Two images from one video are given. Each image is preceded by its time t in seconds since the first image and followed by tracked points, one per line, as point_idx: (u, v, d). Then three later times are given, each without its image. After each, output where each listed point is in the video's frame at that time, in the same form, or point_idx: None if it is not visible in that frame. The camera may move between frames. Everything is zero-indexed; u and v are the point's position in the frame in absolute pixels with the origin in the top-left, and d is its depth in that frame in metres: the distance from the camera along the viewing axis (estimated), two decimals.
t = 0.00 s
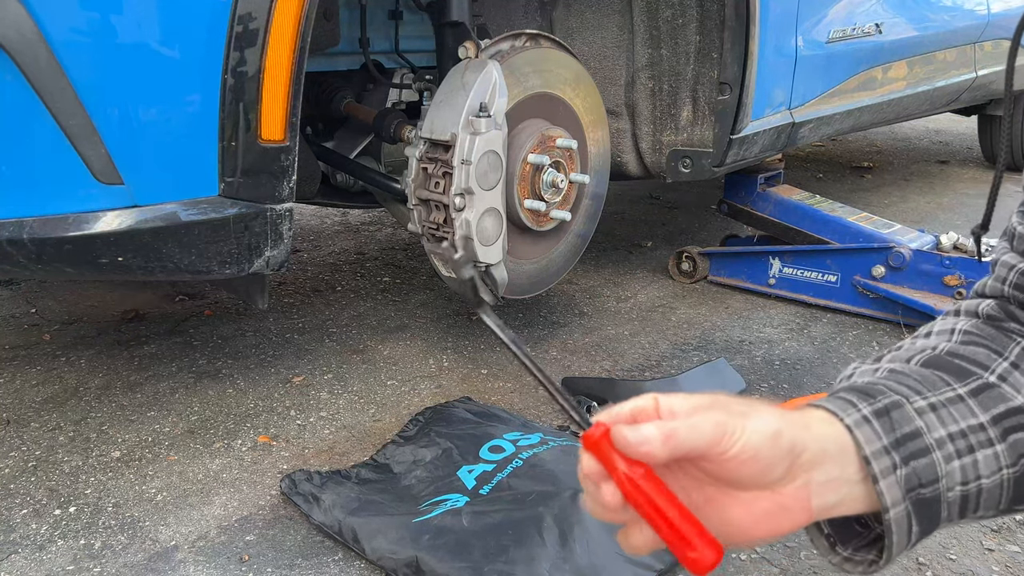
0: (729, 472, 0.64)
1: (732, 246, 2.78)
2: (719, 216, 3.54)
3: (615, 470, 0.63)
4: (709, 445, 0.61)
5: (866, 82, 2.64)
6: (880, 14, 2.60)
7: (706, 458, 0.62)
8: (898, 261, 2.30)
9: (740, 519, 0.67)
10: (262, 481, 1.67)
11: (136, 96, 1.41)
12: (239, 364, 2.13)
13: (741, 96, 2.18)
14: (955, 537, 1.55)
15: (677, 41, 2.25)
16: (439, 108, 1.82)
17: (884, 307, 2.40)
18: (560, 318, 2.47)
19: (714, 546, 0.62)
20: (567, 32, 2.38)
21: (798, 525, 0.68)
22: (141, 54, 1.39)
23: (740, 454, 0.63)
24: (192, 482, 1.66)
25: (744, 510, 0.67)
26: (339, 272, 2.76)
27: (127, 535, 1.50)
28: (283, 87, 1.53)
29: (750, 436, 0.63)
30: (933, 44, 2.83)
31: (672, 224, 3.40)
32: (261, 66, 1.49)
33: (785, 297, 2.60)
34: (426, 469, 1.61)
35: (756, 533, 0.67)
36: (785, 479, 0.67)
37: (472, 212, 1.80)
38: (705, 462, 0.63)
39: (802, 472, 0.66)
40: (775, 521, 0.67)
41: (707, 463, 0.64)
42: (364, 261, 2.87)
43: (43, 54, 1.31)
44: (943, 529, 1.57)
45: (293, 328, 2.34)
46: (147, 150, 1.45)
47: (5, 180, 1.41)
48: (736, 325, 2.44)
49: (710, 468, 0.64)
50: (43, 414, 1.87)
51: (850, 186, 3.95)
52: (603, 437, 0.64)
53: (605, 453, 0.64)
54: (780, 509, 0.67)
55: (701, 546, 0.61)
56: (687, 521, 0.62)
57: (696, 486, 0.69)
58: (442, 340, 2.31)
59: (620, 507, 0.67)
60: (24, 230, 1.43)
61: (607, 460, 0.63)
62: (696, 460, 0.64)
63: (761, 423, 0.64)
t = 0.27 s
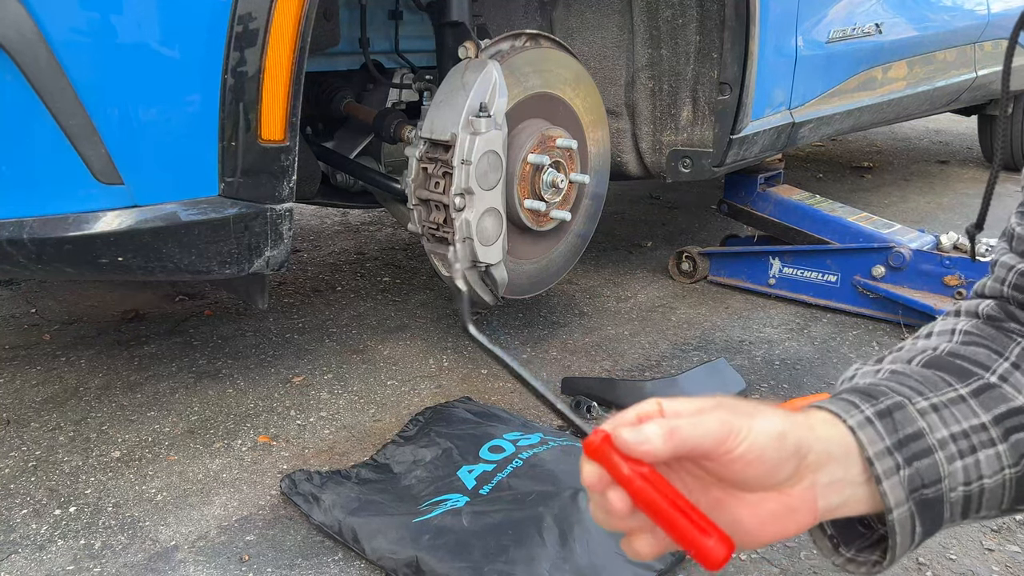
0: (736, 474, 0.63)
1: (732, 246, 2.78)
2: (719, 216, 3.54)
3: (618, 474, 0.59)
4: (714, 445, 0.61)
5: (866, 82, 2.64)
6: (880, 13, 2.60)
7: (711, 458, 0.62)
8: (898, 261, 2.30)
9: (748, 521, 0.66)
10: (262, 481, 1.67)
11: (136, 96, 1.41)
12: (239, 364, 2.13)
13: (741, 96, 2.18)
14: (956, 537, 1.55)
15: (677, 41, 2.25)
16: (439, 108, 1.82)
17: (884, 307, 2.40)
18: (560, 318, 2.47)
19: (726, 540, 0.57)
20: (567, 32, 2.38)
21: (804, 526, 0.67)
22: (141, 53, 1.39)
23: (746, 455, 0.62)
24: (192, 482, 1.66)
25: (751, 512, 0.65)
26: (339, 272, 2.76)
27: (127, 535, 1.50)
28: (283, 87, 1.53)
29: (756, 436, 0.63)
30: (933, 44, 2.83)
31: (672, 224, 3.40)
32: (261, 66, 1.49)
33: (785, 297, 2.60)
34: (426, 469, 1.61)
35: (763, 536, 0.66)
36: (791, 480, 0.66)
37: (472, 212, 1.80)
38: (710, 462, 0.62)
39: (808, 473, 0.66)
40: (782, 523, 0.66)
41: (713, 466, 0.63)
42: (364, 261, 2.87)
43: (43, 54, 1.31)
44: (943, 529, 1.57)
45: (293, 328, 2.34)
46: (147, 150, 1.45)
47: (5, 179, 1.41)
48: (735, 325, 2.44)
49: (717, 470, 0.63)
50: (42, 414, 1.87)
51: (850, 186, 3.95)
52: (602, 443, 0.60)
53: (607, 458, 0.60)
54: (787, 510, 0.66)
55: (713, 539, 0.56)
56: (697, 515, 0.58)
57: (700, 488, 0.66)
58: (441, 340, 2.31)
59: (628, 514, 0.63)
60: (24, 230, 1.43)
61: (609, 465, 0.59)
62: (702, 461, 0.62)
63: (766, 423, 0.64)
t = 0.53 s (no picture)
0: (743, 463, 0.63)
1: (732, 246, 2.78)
2: (719, 216, 3.54)
3: (626, 458, 0.59)
4: (723, 431, 0.61)
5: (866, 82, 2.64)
6: (880, 13, 2.60)
7: (719, 446, 0.62)
8: (898, 261, 2.30)
9: (757, 514, 0.65)
10: (262, 481, 1.67)
11: (137, 96, 1.41)
12: (239, 364, 2.13)
13: (741, 96, 2.18)
14: (956, 537, 1.55)
15: (677, 41, 2.25)
16: (439, 108, 1.82)
17: (884, 307, 2.40)
18: (560, 318, 2.47)
19: (731, 525, 0.59)
20: (567, 32, 2.38)
21: (810, 517, 0.67)
22: (141, 54, 1.39)
23: (754, 443, 0.62)
24: (192, 482, 1.66)
25: (759, 504, 0.65)
26: (339, 272, 2.76)
27: (127, 535, 1.50)
28: (283, 88, 1.54)
29: (764, 424, 0.63)
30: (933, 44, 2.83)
31: (672, 224, 3.40)
32: (261, 66, 1.49)
33: (785, 297, 2.60)
34: (426, 469, 1.61)
35: (770, 527, 0.66)
36: (798, 471, 0.66)
37: (472, 212, 1.80)
38: (718, 450, 0.62)
39: (814, 463, 0.66)
40: (790, 513, 0.66)
41: (720, 454, 0.63)
42: (364, 261, 2.87)
43: (43, 54, 1.31)
44: (943, 529, 1.57)
45: (293, 328, 2.34)
46: (147, 150, 1.45)
47: (5, 179, 1.41)
48: (736, 325, 2.44)
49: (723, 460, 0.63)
50: (42, 414, 1.87)
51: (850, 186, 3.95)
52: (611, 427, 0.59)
53: (615, 442, 0.59)
54: (794, 501, 0.66)
55: (719, 525, 0.58)
56: (703, 501, 0.60)
57: (709, 479, 0.66)
58: (442, 340, 2.31)
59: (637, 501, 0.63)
60: (25, 230, 1.43)
61: (617, 450, 0.59)
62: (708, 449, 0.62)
63: (774, 412, 0.64)
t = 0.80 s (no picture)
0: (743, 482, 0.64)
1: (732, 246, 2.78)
2: (719, 216, 3.54)
3: (628, 493, 0.58)
4: (719, 454, 0.61)
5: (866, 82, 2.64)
6: (880, 14, 2.60)
7: (718, 468, 0.62)
8: (898, 261, 2.30)
9: (760, 528, 0.67)
10: (262, 481, 1.67)
11: (137, 97, 1.41)
12: (239, 364, 2.13)
13: (741, 96, 2.18)
14: (956, 537, 1.55)
15: (677, 41, 2.25)
16: (439, 108, 1.82)
17: (885, 307, 2.40)
18: (560, 318, 2.47)
19: (743, 541, 0.56)
20: (567, 32, 2.38)
21: (814, 528, 0.68)
22: (142, 54, 1.39)
23: (751, 461, 0.63)
24: (192, 482, 1.66)
25: (762, 518, 0.67)
26: (339, 272, 2.76)
27: (127, 535, 1.50)
28: (283, 88, 1.54)
29: (759, 442, 0.63)
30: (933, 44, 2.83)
31: (672, 224, 3.40)
32: (261, 66, 1.49)
33: (785, 297, 2.60)
34: (426, 469, 1.61)
35: (777, 541, 0.67)
36: (797, 484, 0.67)
37: (472, 212, 1.80)
38: (717, 472, 0.63)
39: (813, 475, 0.67)
40: (795, 526, 0.67)
41: (718, 475, 0.64)
42: (364, 261, 2.87)
43: (43, 54, 1.31)
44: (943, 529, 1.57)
45: (293, 328, 2.34)
46: (147, 150, 1.45)
47: (6, 179, 1.41)
48: (736, 325, 2.44)
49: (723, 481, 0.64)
50: (42, 414, 1.87)
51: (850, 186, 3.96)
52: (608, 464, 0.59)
53: (615, 478, 0.59)
54: (799, 514, 0.67)
55: (729, 541, 0.56)
56: (711, 521, 0.58)
57: (711, 502, 0.67)
58: (441, 340, 2.31)
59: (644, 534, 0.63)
60: (24, 230, 1.43)
61: (618, 485, 0.59)
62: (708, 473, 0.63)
63: (768, 428, 0.65)
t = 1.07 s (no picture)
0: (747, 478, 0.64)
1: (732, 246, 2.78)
2: (719, 216, 3.54)
3: (633, 488, 0.58)
4: (722, 450, 0.62)
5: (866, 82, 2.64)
6: (880, 14, 2.60)
7: (721, 464, 0.63)
8: (898, 261, 2.30)
9: (764, 525, 0.67)
10: (262, 481, 1.67)
11: (137, 97, 1.41)
12: (239, 364, 2.13)
13: (741, 96, 2.18)
14: (956, 537, 1.55)
15: (677, 41, 2.25)
16: (439, 108, 1.82)
17: (884, 307, 2.40)
18: (560, 318, 2.47)
19: (747, 536, 0.57)
20: (567, 32, 2.37)
21: (816, 524, 0.68)
22: (142, 54, 1.39)
23: (754, 458, 0.63)
24: (192, 482, 1.66)
25: (765, 515, 0.67)
26: (339, 272, 2.76)
27: (127, 535, 1.50)
28: (283, 88, 1.54)
29: (762, 439, 0.64)
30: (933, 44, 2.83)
31: (672, 224, 3.40)
32: (261, 66, 1.49)
33: (785, 297, 2.60)
34: (426, 469, 1.61)
35: (779, 536, 0.67)
36: (800, 480, 0.67)
37: (472, 212, 1.80)
38: (720, 468, 0.63)
39: (816, 471, 0.67)
40: (797, 522, 0.67)
41: (721, 471, 0.64)
42: (364, 261, 2.87)
43: (43, 54, 1.31)
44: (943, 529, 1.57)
45: (293, 328, 2.34)
46: (148, 151, 1.45)
47: (6, 180, 1.41)
48: (736, 325, 2.44)
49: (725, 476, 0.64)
50: (42, 414, 1.87)
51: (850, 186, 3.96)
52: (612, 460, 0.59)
53: (619, 474, 0.59)
54: (802, 510, 0.67)
55: (733, 537, 0.56)
56: (715, 516, 0.58)
57: (714, 497, 0.67)
58: (441, 340, 2.31)
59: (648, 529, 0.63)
60: (24, 230, 1.43)
61: (623, 481, 0.59)
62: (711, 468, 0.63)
63: (772, 425, 0.65)
